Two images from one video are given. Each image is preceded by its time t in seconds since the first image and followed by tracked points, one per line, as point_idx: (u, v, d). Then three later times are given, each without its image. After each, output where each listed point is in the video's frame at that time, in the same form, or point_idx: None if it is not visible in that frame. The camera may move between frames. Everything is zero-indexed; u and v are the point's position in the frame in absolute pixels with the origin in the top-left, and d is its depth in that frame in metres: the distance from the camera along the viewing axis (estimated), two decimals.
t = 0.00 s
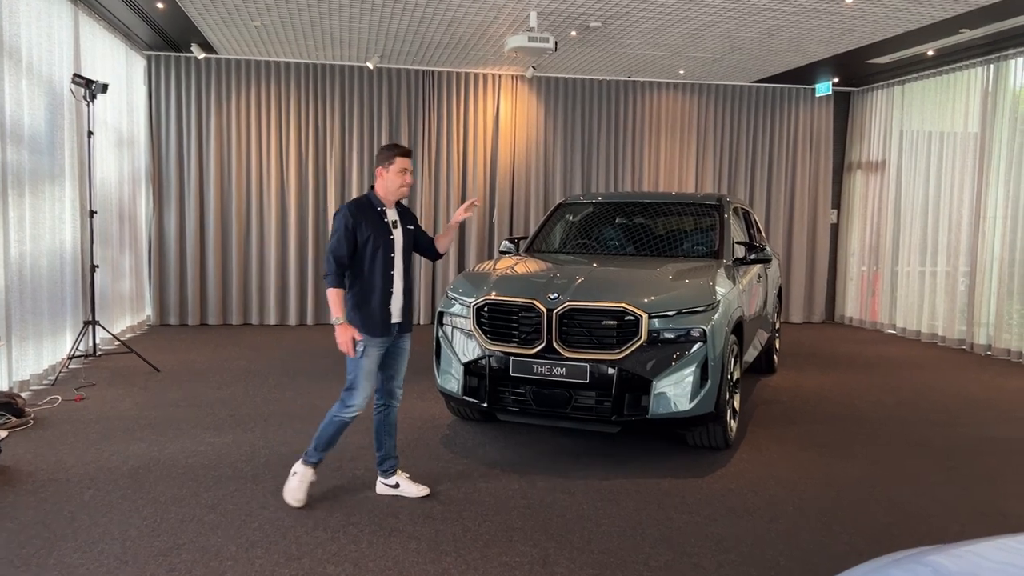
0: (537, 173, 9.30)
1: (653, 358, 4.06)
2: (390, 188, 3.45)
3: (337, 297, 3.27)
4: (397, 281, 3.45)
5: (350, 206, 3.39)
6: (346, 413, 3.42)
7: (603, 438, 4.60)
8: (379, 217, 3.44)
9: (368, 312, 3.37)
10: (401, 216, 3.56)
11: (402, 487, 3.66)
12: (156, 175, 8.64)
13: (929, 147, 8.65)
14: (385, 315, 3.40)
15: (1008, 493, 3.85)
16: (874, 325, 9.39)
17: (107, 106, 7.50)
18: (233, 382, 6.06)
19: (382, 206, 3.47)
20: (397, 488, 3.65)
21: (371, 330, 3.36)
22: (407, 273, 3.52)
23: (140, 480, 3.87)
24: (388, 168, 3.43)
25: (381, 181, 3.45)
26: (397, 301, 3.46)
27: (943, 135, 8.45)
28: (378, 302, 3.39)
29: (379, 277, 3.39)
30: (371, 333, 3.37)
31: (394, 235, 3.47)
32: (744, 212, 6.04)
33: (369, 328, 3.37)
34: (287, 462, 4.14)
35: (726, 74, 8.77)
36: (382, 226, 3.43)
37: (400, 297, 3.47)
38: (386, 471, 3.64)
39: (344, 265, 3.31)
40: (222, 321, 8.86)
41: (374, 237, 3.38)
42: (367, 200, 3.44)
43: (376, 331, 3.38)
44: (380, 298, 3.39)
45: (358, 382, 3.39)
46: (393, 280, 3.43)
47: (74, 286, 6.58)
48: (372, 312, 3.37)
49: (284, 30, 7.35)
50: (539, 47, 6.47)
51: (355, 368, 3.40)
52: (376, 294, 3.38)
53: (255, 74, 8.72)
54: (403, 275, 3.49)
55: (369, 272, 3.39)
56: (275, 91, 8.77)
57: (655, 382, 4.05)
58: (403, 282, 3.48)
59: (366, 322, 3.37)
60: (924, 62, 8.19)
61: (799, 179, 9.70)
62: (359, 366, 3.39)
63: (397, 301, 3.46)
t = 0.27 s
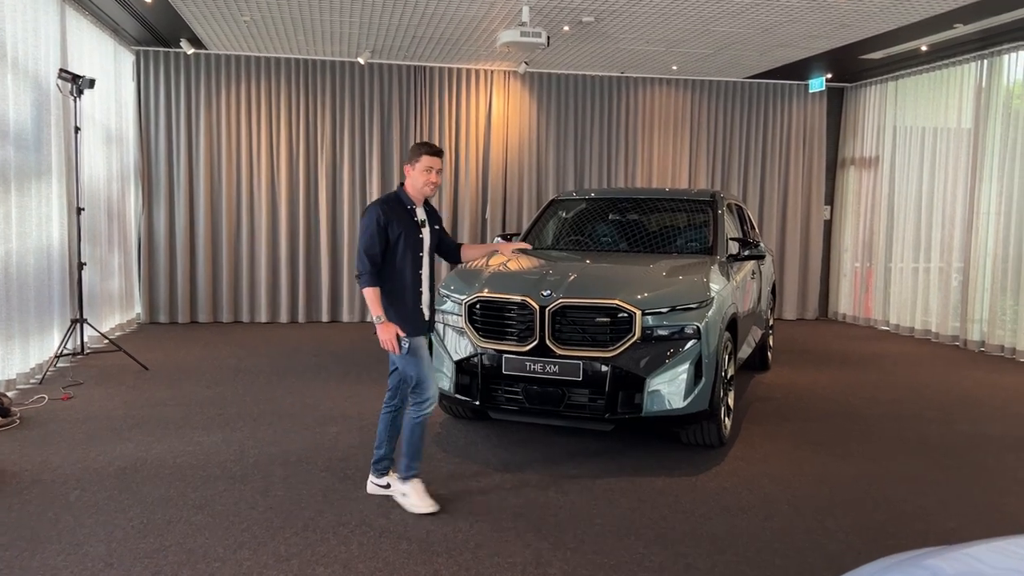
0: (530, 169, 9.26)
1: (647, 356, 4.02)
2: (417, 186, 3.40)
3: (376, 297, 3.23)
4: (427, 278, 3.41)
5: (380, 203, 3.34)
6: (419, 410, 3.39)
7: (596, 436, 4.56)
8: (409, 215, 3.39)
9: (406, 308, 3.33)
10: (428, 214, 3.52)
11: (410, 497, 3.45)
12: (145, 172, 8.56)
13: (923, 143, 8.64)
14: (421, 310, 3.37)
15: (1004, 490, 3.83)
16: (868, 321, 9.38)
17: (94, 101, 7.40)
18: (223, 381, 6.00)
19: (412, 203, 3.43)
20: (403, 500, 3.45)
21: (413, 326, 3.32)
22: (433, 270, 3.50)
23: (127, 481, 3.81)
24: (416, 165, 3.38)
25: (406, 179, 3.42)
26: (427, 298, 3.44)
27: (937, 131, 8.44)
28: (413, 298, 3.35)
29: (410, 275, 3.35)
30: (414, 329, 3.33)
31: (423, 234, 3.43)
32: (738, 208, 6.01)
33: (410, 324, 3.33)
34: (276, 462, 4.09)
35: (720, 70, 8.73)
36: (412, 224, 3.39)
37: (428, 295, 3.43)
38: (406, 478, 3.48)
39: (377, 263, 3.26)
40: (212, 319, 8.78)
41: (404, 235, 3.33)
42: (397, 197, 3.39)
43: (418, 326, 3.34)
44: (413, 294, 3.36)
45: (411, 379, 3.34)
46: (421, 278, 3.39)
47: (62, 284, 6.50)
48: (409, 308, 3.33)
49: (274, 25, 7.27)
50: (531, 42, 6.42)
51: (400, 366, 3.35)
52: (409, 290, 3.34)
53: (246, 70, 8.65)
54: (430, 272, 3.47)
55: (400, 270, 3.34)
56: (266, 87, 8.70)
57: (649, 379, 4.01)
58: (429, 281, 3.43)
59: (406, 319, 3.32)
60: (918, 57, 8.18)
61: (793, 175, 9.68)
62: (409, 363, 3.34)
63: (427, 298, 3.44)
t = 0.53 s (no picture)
0: (522, 167, 9.22)
1: (637, 354, 3.99)
2: (440, 184, 3.37)
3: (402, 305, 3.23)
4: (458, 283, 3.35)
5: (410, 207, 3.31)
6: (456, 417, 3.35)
7: (587, 435, 4.53)
8: (439, 216, 3.35)
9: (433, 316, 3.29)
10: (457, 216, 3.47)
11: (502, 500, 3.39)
12: (133, 169, 8.48)
13: (915, 140, 8.63)
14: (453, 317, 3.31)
15: (995, 487, 3.81)
16: (860, 318, 9.38)
17: (81, 98, 7.32)
18: (211, 380, 5.95)
19: (440, 204, 3.39)
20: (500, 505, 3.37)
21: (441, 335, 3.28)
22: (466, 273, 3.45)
23: (111, 482, 3.77)
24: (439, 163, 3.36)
25: (430, 178, 3.40)
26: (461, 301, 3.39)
27: (929, 127, 8.43)
28: (444, 305, 3.30)
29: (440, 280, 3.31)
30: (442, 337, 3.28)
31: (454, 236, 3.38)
32: (729, 205, 5.98)
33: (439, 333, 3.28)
34: (263, 463, 4.05)
35: (711, 66, 8.71)
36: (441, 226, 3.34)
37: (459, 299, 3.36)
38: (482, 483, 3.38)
39: (407, 270, 3.24)
40: (202, 318, 8.72)
41: (435, 238, 3.29)
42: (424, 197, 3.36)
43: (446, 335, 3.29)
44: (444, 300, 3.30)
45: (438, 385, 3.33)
46: (451, 283, 3.34)
47: (48, 282, 6.44)
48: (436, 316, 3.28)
49: (263, 22, 7.21)
50: (521, 38, 6.38)
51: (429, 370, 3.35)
52: (438, 297, 3.30)
53: (234, 67, 8.58)
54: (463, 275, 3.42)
55: (431, 275, 3.30)
56: (255, 84, 8.63)
57: (639, 378, 3.96)
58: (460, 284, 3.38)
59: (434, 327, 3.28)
60: (909, 54, 8.17)
61: (785, 171, 9.66)
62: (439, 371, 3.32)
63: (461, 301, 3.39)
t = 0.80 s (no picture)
0: (513, 163, 9.17)
1: (624, 352, 3.95)
2: (463, 174, 3.27)
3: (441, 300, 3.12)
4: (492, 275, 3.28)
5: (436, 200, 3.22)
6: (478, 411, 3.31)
7: (574, 434, 4.49)
8: (466, 207, 3.26)
9: (467, 309, 3.22)
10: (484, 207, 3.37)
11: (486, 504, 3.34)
12: (120, 167, 8.41)
13: (906, 135, 8.60)
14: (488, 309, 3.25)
15: (985, 485, 3.78)
16: (852, 314, 9.36)
17: (66, 95, 7.24)
18: (197, 379, 5.89)
19: (466, 194, 3.28)
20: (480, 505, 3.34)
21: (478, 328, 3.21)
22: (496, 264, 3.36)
23: (90, 484, 3.71)
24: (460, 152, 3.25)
25: (453, 169, 3.30)
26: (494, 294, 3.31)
27: (920, 123, 8.40)
28: (480, 297, 3.23)
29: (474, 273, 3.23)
30: (479, 330, 3.22)
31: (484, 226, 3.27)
32: (719, 201, 5.94)
33: (476, 326, 3.21)
34: (245, 463, 4.00)
35: (702, 62, 8.67)
36: (470, 217, 3.25)
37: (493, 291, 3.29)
38: (475, 483, 3.34)
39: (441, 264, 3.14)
40: (190, 317, 8.65)
41: (466, 229, 3.21)
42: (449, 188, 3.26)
43: (483, 327, 3.23)
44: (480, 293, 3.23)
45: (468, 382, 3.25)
46: (486, 275, 3.25)
47: (32, 281, 6.37)
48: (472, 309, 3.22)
49: (250, 18, 7.13)
50: (510, 33, 6.32)
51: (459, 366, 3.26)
52: (473, 290, 3.22)
53: (222, 64, 8.51)
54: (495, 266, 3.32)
55: (464, 267, 3.22)
56: (243, 81, 8.56)
57: (626, 376, 3.93)
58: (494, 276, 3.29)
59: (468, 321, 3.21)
60: (901, 49, 8.14)
61: (776, 168, 9.63)
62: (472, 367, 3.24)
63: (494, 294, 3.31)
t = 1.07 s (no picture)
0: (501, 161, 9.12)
1: (607, 351, 3.90)
2: (481, 173, 3.22)
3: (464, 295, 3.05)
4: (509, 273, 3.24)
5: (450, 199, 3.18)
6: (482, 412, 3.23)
7: (558, 434, 4.44)
8: (481, 206, 3.21)
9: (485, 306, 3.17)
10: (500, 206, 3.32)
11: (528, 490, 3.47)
12: (105, 166, 8.33)
13: (896, 132, 8.57)
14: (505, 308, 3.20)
15: (972, 485, 3.74)
16: (842, 312, 9.34)
17: (47, 92, 7.16)
18: (179, 380, 5.83)
19: (482, 192, 3.24)
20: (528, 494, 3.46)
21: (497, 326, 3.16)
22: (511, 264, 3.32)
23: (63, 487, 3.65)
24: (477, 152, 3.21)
25: (471, 166, 3.25)
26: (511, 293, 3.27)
27: (910, 120, 8.37)
28: (499, 294, 3.19)
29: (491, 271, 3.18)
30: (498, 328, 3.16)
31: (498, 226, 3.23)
32: (706, 199, 5.89)
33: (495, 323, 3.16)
34: (223, 466, 3.94)
35: (692, 59, 8.62)
36: (485, 217, 3.20)
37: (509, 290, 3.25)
38: (456, 485, 3.29)
39: (458, 261, 3.11)
40: (176, 316, 8.57)
41: (481, 228, 3.16)
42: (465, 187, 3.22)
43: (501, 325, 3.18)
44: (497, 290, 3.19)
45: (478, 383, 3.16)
46: (501, 273, 3.20)
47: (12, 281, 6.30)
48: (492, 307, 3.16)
49: (234, 14, 7.06)
50: (495, 29, 6.26)
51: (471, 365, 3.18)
52: (491, 287, 3.17)
53: (208, 61, 8.43)
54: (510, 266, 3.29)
55: (482, 265, 3.17)
56: (229, 78, 8.49)
57: (609, 375, 3.88)
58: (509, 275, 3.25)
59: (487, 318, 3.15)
60: (891, 45, 8.11)
61: (767, 165, 9.59)
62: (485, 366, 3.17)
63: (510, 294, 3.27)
